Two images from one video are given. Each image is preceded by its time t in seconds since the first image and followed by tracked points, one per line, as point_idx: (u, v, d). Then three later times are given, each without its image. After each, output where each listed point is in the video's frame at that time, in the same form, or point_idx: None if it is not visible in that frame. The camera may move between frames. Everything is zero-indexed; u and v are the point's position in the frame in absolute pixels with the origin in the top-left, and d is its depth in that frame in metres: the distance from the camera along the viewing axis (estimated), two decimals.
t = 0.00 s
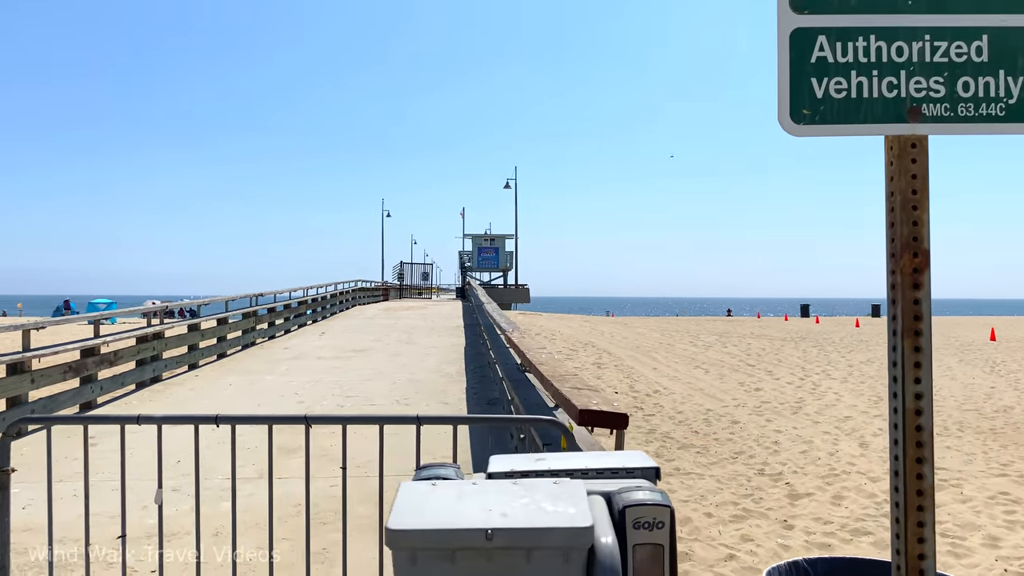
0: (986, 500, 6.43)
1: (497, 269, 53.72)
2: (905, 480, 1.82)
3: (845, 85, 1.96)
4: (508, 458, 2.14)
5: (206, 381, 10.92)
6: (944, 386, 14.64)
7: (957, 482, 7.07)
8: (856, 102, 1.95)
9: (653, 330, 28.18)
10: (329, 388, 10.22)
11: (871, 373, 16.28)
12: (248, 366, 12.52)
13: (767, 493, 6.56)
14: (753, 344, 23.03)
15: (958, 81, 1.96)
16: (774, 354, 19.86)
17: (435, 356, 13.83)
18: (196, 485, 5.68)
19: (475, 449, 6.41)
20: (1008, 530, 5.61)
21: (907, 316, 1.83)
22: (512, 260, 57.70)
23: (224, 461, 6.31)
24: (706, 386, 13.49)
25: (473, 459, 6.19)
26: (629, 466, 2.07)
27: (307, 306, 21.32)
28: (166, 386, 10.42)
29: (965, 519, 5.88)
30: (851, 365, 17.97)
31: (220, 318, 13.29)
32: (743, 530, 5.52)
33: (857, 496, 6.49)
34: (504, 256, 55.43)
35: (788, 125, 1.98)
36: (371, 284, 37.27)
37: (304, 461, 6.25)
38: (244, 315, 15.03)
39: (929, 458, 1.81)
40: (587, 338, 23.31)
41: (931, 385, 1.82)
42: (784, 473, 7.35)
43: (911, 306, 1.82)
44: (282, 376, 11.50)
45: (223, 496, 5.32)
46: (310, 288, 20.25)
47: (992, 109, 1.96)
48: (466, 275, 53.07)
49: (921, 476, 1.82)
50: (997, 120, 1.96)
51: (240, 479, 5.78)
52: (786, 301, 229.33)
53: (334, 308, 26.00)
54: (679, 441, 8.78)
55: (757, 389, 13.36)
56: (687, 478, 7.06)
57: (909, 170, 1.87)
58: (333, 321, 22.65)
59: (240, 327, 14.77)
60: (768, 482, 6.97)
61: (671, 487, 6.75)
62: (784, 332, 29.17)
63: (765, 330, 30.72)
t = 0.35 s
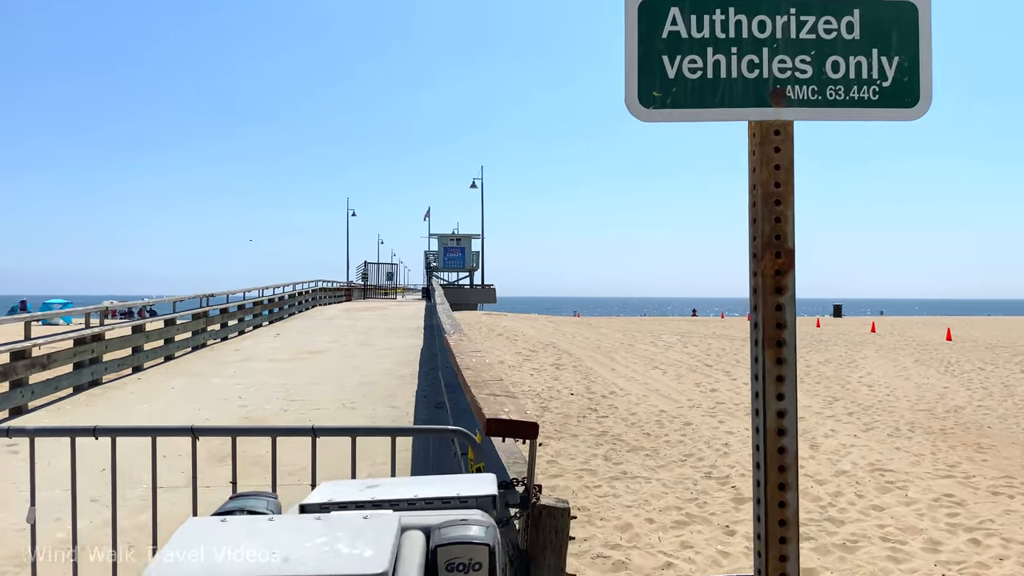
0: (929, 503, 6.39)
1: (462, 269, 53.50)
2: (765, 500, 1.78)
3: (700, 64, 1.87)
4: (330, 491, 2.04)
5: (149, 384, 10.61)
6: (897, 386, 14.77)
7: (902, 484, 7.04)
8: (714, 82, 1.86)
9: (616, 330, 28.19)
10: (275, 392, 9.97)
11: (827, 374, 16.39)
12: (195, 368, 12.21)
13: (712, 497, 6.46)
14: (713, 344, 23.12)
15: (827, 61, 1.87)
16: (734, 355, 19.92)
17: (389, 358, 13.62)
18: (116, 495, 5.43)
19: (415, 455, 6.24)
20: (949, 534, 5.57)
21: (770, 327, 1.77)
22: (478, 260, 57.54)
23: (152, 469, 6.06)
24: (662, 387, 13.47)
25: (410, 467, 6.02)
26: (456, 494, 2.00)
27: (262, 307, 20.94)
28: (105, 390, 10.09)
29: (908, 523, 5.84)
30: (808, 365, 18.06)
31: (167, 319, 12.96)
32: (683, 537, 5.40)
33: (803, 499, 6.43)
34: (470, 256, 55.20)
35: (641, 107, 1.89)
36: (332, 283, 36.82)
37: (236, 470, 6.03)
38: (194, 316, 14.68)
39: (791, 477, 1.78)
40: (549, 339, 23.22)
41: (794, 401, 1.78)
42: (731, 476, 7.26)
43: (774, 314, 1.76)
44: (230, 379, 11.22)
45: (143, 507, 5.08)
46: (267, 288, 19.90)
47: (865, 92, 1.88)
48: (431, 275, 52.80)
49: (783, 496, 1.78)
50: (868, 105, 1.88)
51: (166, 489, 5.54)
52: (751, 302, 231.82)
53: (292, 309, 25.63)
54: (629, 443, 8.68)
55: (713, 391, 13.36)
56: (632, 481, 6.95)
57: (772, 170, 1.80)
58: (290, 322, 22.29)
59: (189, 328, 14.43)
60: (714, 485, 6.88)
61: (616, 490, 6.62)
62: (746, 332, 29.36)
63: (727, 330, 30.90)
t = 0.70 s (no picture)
0: (869, 505, 6.36)
1: (425, 270, 53.22)
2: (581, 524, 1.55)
3: (507, 30, 1.61)
4: (90, 525, 1.96)
5: (84, 388, 10.25)
6: (849, 387, 14.87)
7: (843, 486, 7.01)
8: (522, 51, 1.62)
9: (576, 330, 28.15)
10: (214, 396, 9.69)
11: (781, 374, 16.46)
12: (135, 371, 11.85)
13: (652, 502, 6.36)
14: (670, 344, 23.20)
15: (653, 28, 1.66)
16: (690, 355, 19.94)
17: (339, 360, 13.37)
18: (24, 506, 5.15)
19: (347, 460, 6.04)
20: (886, 537, 5.52)
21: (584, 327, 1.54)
22: (440, 260, 57.24)
23: (67, 476, 5.79)
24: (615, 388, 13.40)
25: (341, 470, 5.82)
26: (227, 528, 1.91)
27: (214, 308, 20.51)
28: (36, 394, 9.72)
29: (845, 526, 5.77)
30: (763, 366, 18.15)
31: (108, 320, 12.58)
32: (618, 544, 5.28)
33: (742, 503, 6.35)
34: (432, 256, 54.91)
35: (439, 82, 1.63)
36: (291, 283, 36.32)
37: (157, 478, 5.78)
38: (138, 317, 14.29)
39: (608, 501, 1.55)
40: (508, 339, 23.08)
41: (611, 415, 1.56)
42: (673, 479, 7.17)
43: (590, 317, 1.54)
44: (169, 382, 10.90)
45: (50, 519, 4.83)
46: (218, 289, 19.51)
47: (695, 65, 1.68)
48: (393, 276, 52.39)
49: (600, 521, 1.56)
50: (698, 79, 1.68)
51: (79, 499, 5.28)
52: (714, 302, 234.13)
53: (246, 309, 25.17)
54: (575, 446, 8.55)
55: (666, 392, 13.33)
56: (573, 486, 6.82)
57: (588, 148, 1.59)
58: (243, 323, 21.87)
59: (132, 329, 14.04)
60: (656, 489, 6.77)
61: (556, 495, 6.48)
62: (705, 333, 29.52)
63: (686, 330, 31.04)
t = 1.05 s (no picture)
0: (816, 507, 6.29)
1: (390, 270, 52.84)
2: (364, 566, 1.28)
3: None
4: None
5: (20, 392, 9.87)
6: (806, 386, 14.91)
7: (792, 488, 6.93)
8: (294, 1, 1.36)
9: (539, 331, 28.05)
10: (156, 399, 9.38)
11: (739, 374, 16.48)
12: (77, 374, 11.47)
13: (597, 506, 6.22)
14: (632, 344, 23.22)
15: None
16: (651, 355, 19.92)
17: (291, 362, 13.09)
18: None
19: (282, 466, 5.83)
20: (830, 541, 5.43)
21: (372, 332, 1.27)
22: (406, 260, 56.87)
23: None
24: (572, 389, 13.27)
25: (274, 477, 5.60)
26: None
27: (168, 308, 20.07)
28: None
29: (791, 530, 5.67)
30: (723, 366, 18.18)
31: (50, 321, 12.17)
32: (558, 551, 5.13)
33: (689, 507, 6.23)
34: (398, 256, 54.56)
35: (192, 34, 1.38)
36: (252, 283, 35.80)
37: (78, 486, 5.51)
38: (84, 318, 13.87)
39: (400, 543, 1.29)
40: (470, 339, 22.90)
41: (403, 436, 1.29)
42: (621, 481, 7.04)
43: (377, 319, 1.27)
44: (112, 385, 10.55)
45: None
46: (172, 289, 19.07)
47: (511, 22, 1.44)
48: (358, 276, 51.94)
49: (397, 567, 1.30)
50: (515, 38, 1.43)
51: None
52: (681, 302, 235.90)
53: (204, 310, 24.70)
54: (524, 448, 8.39)
55: (623, 392, 13.24)
56: (519, 489, 6.65)
57: (380, 115, 1.28)
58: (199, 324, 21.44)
59: (78, 330, 13.62)
60: (603, 492, 6.63)
61: (499, 500, 6.32)
62: (668, 333, 29.59)
63: (650, 330, 31.11)
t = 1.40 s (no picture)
0: (776, 514, 6.16)
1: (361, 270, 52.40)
2: None
3: None
4: None
5: None
6: (771, 388, 14.90)
7: (753, 494, 6.81)
8: None
9: (509, 332, 27.88)
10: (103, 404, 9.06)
11: (706, 376, 16.44)
12: (25, 378, 11.08)
13: (553, 514, 6.04)
14: (601, 346, 23.15)
15: None
16: (619, 357, 19.83)
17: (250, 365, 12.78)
18: None
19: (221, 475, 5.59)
20: (788, 550, 5.31)
21: (98, 344, 1.24)
22: (377, 261, 56.46)
23: None
24: (537, 391, 13.13)
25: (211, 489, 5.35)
26: None
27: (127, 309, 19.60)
28: None
29: (748, 538, 5.54)
30: (690, 367, 18.14)
31: None
32: (507, 564, 4.95)
33: (647, 515, 6.08)
34: (369, 256, 54.12)
35: None
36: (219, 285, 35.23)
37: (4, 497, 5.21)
38: (35, 319, 13.44)
39: (128, 533, 1.28)
40: (438, 340, 22.68)
41: (138, 472, 1.27)
42: (579, 489, 6.87)
43: (105, 356, 1.24)
44: (59, 389, 10.19)
45: None
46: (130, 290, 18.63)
47: None
48: (328, 277, 51.45)
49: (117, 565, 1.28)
50: None
51: None
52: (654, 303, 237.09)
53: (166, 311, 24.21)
54: (483, 454, 8.20)
55: (589, 395, 13.13)
56: (473, 498, 6.45)
57: (112, 77, 1.22)
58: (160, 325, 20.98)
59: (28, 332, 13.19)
60: (559, 500, 6.46)
61: (452, 509, 6.11)
62: (637, 334, 29.58)
63: (619, 332, 31.10)
